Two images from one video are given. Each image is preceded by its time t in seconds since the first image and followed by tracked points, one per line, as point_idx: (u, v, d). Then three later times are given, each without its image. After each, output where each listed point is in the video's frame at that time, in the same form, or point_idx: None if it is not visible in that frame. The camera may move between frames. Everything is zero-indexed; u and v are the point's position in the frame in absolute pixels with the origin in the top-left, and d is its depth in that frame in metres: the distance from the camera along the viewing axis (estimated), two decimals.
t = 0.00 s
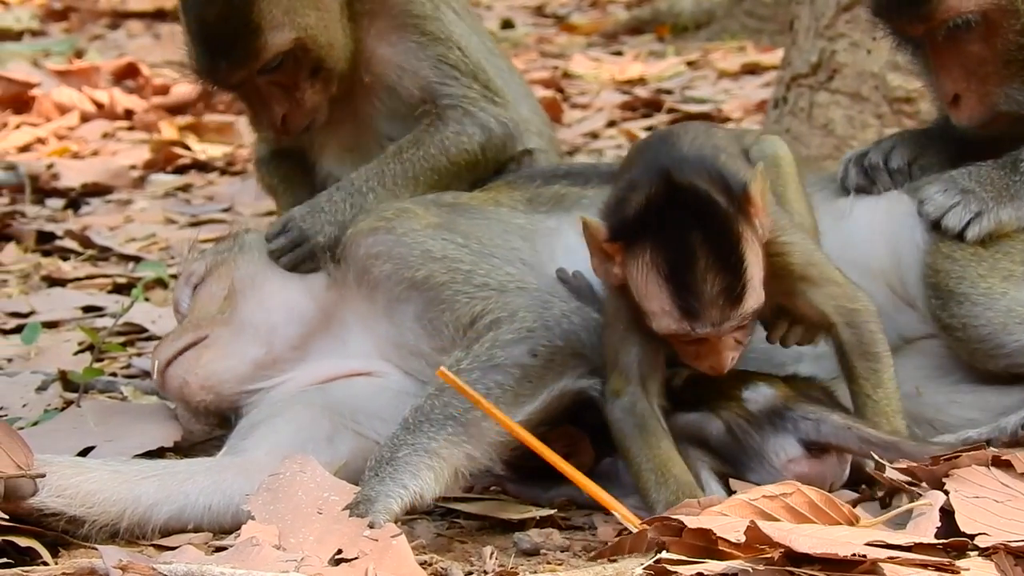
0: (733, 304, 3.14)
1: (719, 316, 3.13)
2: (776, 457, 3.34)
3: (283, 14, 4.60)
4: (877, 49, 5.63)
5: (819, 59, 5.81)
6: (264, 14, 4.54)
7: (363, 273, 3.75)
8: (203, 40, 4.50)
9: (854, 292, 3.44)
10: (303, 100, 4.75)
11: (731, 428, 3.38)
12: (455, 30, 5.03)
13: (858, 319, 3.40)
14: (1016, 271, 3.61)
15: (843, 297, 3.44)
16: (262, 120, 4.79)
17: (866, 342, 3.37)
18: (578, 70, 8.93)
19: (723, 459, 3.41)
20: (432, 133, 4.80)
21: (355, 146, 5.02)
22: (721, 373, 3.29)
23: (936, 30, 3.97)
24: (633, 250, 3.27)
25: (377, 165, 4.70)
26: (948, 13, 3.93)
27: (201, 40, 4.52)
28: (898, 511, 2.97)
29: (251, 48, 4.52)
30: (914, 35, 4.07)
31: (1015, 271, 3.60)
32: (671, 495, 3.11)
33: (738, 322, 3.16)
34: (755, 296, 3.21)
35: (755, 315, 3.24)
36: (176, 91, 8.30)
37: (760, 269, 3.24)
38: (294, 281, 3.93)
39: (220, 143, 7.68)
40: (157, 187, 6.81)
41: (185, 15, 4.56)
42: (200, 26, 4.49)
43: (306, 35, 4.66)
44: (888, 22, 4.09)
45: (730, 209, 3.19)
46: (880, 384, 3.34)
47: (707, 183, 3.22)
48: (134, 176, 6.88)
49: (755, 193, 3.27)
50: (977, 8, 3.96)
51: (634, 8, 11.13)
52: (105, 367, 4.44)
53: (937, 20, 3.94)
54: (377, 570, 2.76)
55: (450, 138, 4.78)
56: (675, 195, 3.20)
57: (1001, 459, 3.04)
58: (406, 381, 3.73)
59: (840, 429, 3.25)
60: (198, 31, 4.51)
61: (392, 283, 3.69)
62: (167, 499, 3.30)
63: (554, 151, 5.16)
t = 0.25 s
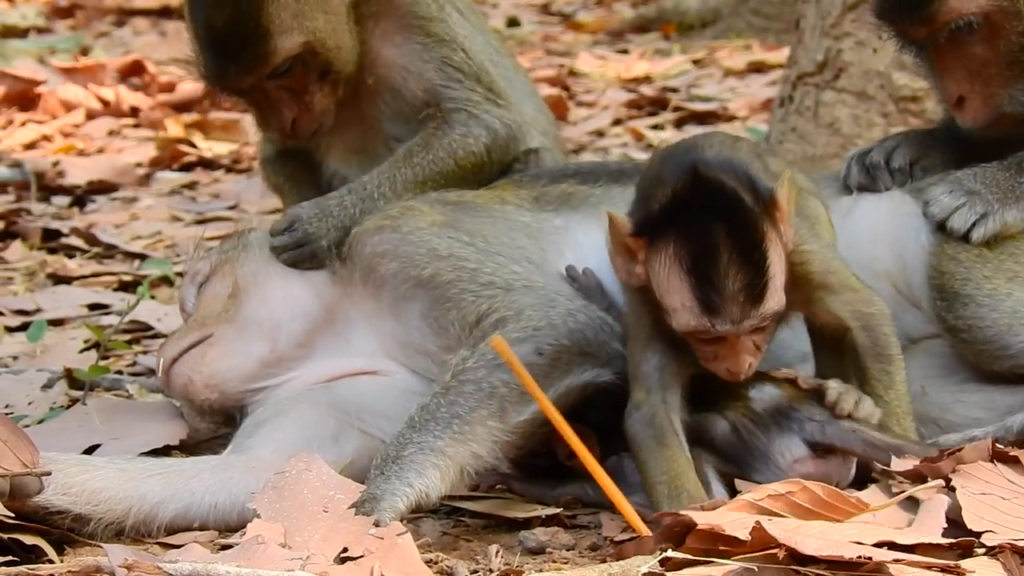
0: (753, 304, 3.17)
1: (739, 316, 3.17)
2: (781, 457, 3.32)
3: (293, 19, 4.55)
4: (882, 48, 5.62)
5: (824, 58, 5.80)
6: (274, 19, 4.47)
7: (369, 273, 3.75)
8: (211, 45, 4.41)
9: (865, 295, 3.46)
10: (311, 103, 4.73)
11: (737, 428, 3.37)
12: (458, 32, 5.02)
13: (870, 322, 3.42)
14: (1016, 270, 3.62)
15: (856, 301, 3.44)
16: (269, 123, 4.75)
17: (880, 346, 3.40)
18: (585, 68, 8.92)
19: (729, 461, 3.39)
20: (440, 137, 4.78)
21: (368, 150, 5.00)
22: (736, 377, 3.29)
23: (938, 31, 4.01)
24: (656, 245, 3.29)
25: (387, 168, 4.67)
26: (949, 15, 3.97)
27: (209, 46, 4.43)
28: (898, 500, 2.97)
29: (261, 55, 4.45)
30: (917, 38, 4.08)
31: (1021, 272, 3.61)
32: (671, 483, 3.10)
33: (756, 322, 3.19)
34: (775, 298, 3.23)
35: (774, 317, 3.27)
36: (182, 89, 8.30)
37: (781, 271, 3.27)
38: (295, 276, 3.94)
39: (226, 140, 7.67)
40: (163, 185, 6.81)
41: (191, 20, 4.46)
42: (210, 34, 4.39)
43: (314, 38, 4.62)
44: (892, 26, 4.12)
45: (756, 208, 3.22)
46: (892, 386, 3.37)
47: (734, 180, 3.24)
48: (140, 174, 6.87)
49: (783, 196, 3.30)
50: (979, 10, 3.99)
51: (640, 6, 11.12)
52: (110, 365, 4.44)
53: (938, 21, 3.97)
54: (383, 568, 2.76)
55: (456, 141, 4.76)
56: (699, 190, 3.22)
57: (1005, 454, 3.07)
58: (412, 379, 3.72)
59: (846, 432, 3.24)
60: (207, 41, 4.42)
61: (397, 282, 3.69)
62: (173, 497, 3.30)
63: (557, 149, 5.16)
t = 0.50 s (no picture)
0: (761, 333, 3.16)
1: (745, 345, 3.15)
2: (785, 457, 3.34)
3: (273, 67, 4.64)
4: (888, 46, 5.62)
5: (830, 56, 5.79)
6: (253, 64, 4.58)
7: (374, 269, 3.75)
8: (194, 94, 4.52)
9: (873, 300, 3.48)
10: (292, 163, 4.76)
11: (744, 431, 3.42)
12: (456, 48, 5.01)
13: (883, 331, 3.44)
14: None
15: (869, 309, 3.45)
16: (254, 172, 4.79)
17: (896, 353, 3.43)
18: (590, 65, 8.91)
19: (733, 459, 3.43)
20: (449, 136, 4.78)
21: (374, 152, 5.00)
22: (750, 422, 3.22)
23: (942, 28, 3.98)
24: (666, 274, 3.28)
25: (395, 166, 4.67)
26: (953, 11, 3.95)
27: (192, 95, 4.54)
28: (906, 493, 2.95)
29: (238, 103, 4.54)
30: (921, 35, 4.06)
31: None
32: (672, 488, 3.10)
33: (763, 353, 3.17)
34: (786, 335, 3.23)
35: (784, 354, 3.24)
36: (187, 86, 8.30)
37: (794, 314, 3.27)
38: (299, 262, 3.93)
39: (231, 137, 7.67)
40: (169, 182, 6.81)
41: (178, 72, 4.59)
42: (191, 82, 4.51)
43: (294, 90, 4.69)
44: (895, 25, 4.10)
45: (772, 248, 3.25)
46: (905, 392, 3.40)
47: (750, 222, 3.29)
48: (146, 171, 6.87)
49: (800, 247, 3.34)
50: (981, 7, 3.96)
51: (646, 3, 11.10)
52: (116, 363, 4.44)
53: (942, 19, 3.95)
54: (389, 567, 2.76)
55: (466, 142, 4.76)
56: (713, 223, 3.26)
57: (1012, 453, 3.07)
58: (418, 377, 3.72)
59: (851, 435, 3.26)
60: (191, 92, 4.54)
61: (402, 278, 3.68)
62: (178, 496, 3.30)
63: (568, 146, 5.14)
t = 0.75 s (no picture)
0: (780, 333, 3.18)
1: (764, 342, 3.17)
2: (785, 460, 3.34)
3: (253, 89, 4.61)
4: (891, 46, 5.61)
5: (832, 57, 5.79)
6: (236, 87, 4.55)
7: (376, 270, 3.75)
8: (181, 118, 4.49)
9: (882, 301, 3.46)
10: (284, 179, 4.67)
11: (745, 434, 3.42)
12: (460, 57, 5.00)
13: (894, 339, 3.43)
14: None
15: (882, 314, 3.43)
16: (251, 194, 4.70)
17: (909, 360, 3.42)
18: (593, 65, 8.91)
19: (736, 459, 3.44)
20: (453, 135, 4.75)
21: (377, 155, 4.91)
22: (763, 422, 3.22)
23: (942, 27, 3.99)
24: (694, 266, 3.29)
25: (398, 163, 4.66)
26: (955, 10, 3.95)
27: (181, 120, 4.51)
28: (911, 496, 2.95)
29: (222, 125, 4.49)
30: (922, 34, 4.06)
31: None
32: (676, 484, 3.10)
33: (780, 352, 3.18)
34: (808, 336, 3.24)
35: (802, 356, 3.24)
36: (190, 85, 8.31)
37: (817, 319, 3.27)
38: (300, 262, 3.93)
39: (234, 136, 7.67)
40: (171, 180, 6.81)
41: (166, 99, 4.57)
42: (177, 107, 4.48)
43: (279, 111, 4.65)
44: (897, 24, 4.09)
45: (802, 249, 3.27)
46: (915, 397, 3.41)
47: (781, 223, 3.30)
48: (148, 169, 6.88)
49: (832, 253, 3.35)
50: (982, 6, 3.96)
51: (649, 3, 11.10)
52: (118, 361, 4.44)
53: (943, 17, 3.96)
54: (390, 566, 2.76)
55: (470, 142, 4.73)
56: (742, 218, 3.26)
57: (1014, 452, 3.08)
58: (419, 376, 3.74)
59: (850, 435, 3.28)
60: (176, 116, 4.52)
61: (404, 278, 3.68)
62: (180, 494, 3.30)
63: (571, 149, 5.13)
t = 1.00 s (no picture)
0: (767, 334, 3.19)
1: (751, 342, 3.18)
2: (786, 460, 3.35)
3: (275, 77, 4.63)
4: (894, 45, 5.59)
5: (835, 56, 5.80)
6: (257, 72, 4.56)
7: (377, 269, 3.75)
8: (195, 91, 4.50)
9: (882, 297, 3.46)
10: (291, 163, 4.74)
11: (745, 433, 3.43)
12: (468, 53, 4.98)
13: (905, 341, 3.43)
14: None
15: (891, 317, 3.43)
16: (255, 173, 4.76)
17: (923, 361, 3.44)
18: (596, 65, 8.91)
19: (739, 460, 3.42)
20: (456, 138, 4.76)
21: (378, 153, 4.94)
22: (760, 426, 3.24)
23: (947, 27, 3.97)
24: (682, 268, 3.28)
25: (399, 167, 4.66)
26: (957, 9, 3.93)
27: (194, 92, 4.51)
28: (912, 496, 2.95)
29: (239, 106, 4.52)
30: (924, 34, 4.05)
31: None
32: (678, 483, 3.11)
33: (768, 351, 3.19)
34: (799, 337, 3.25)
35: (793, 356, 3.26)
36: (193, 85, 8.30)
37: (809, 319, 3.28)
38: (300, 265, 3.93)
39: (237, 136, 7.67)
40: (174, 181, 6.81)
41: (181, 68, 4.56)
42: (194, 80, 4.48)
43: (297, 96, 4.67)
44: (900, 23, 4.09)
45: (789, 249, 3.27)
46: (928, 393, 3.42)
47: (767, 226, 3.28)
48: (151, 169, 6.88)
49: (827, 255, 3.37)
50: (985, 5, 3.92)
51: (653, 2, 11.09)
52: (121, 361, 4.44)
53: (945, 17, 3.94)
54: (394, 565, 2.76)
55: (474, 144, 4.73)
56: (727, 224, 3.25)
57: (1015, 450, 3.06)
58: (421, 374, 3.74)
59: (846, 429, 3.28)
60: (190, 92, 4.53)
61: (405, 276, 3.68)
62: (183, 494, 3.30)
63: (572, 144, 5.14)
